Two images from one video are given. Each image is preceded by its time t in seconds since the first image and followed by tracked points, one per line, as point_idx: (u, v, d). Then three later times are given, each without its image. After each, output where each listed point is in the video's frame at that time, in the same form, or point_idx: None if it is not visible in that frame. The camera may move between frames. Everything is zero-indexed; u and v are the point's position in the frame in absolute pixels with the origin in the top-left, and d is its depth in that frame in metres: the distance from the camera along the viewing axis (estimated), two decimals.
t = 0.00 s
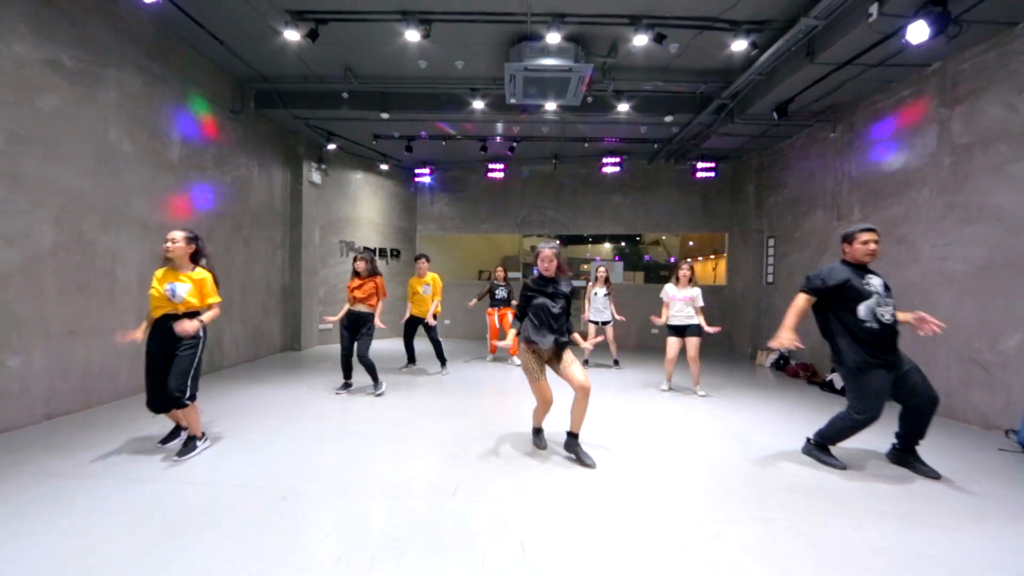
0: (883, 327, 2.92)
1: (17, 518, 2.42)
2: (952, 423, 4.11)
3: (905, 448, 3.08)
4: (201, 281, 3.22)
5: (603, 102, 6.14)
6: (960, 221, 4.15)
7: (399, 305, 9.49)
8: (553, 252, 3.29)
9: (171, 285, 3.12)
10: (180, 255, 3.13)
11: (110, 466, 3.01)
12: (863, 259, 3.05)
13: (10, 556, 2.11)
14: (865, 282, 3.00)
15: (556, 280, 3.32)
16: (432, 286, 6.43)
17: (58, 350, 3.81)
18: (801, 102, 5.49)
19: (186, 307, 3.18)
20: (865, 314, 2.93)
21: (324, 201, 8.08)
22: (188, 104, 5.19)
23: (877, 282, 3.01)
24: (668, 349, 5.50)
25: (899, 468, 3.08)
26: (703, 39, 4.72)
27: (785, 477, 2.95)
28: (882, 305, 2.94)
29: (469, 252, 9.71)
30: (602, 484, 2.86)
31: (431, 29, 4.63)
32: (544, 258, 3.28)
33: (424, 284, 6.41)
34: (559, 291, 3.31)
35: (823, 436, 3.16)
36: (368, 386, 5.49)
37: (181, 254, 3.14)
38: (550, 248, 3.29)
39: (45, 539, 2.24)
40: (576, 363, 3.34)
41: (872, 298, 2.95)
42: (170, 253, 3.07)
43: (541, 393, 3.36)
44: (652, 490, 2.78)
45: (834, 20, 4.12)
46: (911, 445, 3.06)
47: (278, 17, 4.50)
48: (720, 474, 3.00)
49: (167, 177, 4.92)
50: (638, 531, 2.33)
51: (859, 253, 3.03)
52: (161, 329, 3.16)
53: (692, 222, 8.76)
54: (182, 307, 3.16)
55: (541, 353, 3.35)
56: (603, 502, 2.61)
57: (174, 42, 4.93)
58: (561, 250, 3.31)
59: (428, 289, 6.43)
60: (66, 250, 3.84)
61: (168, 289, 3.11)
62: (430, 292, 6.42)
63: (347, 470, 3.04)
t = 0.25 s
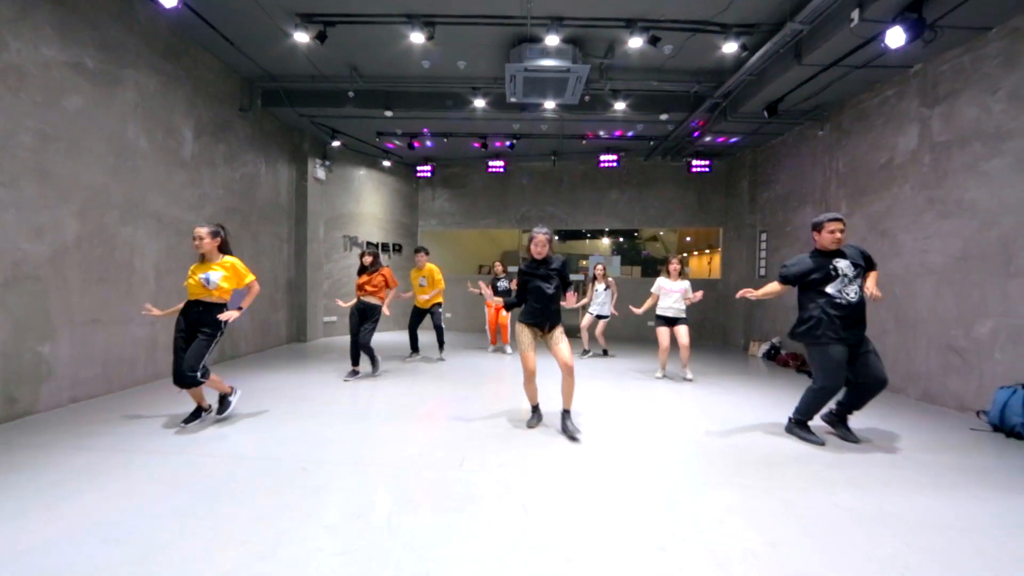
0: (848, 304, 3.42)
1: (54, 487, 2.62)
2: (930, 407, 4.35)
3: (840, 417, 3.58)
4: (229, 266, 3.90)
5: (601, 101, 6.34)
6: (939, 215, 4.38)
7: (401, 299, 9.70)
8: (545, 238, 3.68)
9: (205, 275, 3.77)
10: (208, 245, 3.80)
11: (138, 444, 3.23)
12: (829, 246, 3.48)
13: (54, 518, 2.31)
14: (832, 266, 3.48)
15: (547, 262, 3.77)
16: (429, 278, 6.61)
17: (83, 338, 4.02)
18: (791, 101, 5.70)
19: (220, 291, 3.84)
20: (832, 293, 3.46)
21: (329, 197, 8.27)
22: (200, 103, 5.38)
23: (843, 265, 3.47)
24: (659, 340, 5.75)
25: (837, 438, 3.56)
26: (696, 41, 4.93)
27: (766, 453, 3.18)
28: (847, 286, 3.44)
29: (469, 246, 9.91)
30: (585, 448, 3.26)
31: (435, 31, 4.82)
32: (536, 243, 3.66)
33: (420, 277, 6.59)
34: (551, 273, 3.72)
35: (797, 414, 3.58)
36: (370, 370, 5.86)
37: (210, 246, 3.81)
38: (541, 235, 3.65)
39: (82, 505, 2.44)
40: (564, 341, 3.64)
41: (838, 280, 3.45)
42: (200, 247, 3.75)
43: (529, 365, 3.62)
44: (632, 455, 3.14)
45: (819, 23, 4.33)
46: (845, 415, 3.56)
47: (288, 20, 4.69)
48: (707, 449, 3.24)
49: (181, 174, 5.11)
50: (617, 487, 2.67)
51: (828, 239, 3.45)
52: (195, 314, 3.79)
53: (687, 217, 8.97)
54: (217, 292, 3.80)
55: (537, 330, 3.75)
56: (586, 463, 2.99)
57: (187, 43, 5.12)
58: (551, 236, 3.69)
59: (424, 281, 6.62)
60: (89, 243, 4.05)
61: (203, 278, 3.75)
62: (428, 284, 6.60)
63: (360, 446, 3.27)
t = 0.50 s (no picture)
0: (843, 288, 3.45)
1: (48, 461, 2.59)
2: (931, 386, 4.33)
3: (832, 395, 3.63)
4: (230, 250, 3.84)
5: (601, 81, 6.26)
6: (943, 192, 4.33)
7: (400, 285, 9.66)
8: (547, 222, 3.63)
9: (207, 258, 3.76)
10: (212, 230, 3.77)
11: (134, 422, 3.20)
12: (840, 227, 3.50)
13: (47, 490, 2.28)
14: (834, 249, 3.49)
15: (546, 246, 3.75)
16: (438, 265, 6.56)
17: (77, 318, 3.98)
18: (794, 79, 5.61)
19: (220, 277, 3.80)
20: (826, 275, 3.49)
21: (326, 182, 8.18)
22: (194, 82, 5.29)
23: (847, 249, 3.46)
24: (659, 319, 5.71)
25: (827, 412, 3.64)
26: (698, 17, 4.83)
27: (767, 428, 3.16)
28: (844, 269, 3.45)
29: (469, 233, 9.85)
30: (578, 420, 3.31)
31: (433, 7, 4.72)
32: (537, 228, 3.63)
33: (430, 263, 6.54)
34: (548, 258, 3.74)
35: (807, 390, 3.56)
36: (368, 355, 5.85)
37: (214, 230, 3.77)
38: (541, 218, 3.61)
39: (75, 477, 2.41)
40: (562, 330, 3.75)
41: (836, 262, 3.47)
42: (204, 230, 3.72)
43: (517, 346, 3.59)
44: (628, 427, 3.16)
45: None
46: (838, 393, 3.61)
47: None
48: (707, 425, 3.22)
49: (174, 154, 5.04)
50: (610, 454, 2.69)
51: (839, 220, 3.46)
52: (201, 296, 3.83)
53: (688, 202, 8.90)
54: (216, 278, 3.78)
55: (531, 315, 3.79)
56: (578, 431, 3.03)
57: (179, 20, 5.01)
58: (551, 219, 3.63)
59: (434, 267, 6.56)
60: (82, 221, 3.99)
61: (204, 262, 3.75)
62: (437, 271, 6.57)
63: (359, 423, 3.25)
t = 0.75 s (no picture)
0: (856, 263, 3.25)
1: None
2: (955, 377, 4.06)
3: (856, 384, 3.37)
4: (205, 230, 3.58)
5: (603, 59, 5.95)
6: (969, 170, 4.03)
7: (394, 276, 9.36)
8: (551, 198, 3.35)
9: (177, 235, 3.47)
10: (186, 206, 3.50)
11: (93, 417, 2.91)
12: (858, 199, 3.32)
13: None
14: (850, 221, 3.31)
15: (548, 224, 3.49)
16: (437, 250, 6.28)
17: (38, 304, 3.68)
18: (808, 54, 5.30)
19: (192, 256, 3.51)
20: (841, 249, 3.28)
21: (316, 167, 7.86)
22: (169, 56, 4.96)
23: (862, 222, 3.29)
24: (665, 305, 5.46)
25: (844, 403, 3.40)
26: None
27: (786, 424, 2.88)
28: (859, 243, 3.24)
29: (465, 221, 9.54)
30: (577, 415, 3.05)
31: None
32: (542, 203, 3.34)
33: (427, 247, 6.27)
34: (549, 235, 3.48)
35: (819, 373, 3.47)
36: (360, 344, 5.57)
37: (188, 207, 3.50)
38: (545, 194, 3.31)
39: (5, 476, 2.11)
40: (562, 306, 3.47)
41: (850, 235, 3.29)
42: (178, 207, 3.45)
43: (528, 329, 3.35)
44: (633, 423, 2.89)
45: None
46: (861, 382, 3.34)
47: None
48: (720, 420, 2.95)
49: (148, 132, 4.72)
50: (613, 453, 2.41)
51: (854, 190, 3.29)
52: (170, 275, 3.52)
53: (692, 189, 8.60)
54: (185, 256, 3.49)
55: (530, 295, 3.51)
56: (578, 429, 2.76)
57: None
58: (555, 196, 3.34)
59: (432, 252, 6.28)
60: (42, 200, 3.68)
61: (174, 239, 3.46)
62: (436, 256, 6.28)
63: (339, 418, 2.97)
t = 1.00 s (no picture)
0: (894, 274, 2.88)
1: None
2: (995, 391, 3.68)
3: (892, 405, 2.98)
4: (164, 233, 3.15)
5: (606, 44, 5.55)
6: (1012, 161, 3.64)
7: (386, 276, 8.96)
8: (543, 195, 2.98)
9: (132, 240, 3.05)
10: (139, 207, 3.05)
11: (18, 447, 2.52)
12: (877, 200, 2.94)
13: None
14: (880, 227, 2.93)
15: (543, 224, 3.10)
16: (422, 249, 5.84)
17: None
18: (827, 37, 4.89)
19: (152, 263, 3.12)
20: (876, 260, 2.90)
21: (301, 161, 7.44)
22: (131, 38, 4.54)
23: (895, 228, 2.92)
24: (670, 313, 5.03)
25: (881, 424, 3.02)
26: None
27: (820, 453, 2.50)
28: (897, 252, 2.87)
29: (460, 219, 9.14)
30: (582, 441, 2.64)
31: None
32: (533, 201, 2.97)
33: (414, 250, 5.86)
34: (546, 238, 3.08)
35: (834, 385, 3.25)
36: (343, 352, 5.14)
37: (141, 208, 3.06)
38: (537, 191, 2.95)
39: None
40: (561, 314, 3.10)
41: (885, 244, 2.90)
42: (127, 208, 2.99)
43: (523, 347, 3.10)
44: (648, 453, 2.47)
45: None
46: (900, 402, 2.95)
47: None
48: (743, 447, 2.56)
49: (107, 122, 4.31)
50: (625, 501, 2.00)
51: (877, 193, 2.91)
52: (124, 284, 3.11)
53: (697, 184, 8.20)
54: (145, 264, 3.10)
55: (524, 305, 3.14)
56: (582, 463, 2.34)
57: None
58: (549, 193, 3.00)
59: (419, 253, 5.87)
60: None
61: (129, 245, 3.04)
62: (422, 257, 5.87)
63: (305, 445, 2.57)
